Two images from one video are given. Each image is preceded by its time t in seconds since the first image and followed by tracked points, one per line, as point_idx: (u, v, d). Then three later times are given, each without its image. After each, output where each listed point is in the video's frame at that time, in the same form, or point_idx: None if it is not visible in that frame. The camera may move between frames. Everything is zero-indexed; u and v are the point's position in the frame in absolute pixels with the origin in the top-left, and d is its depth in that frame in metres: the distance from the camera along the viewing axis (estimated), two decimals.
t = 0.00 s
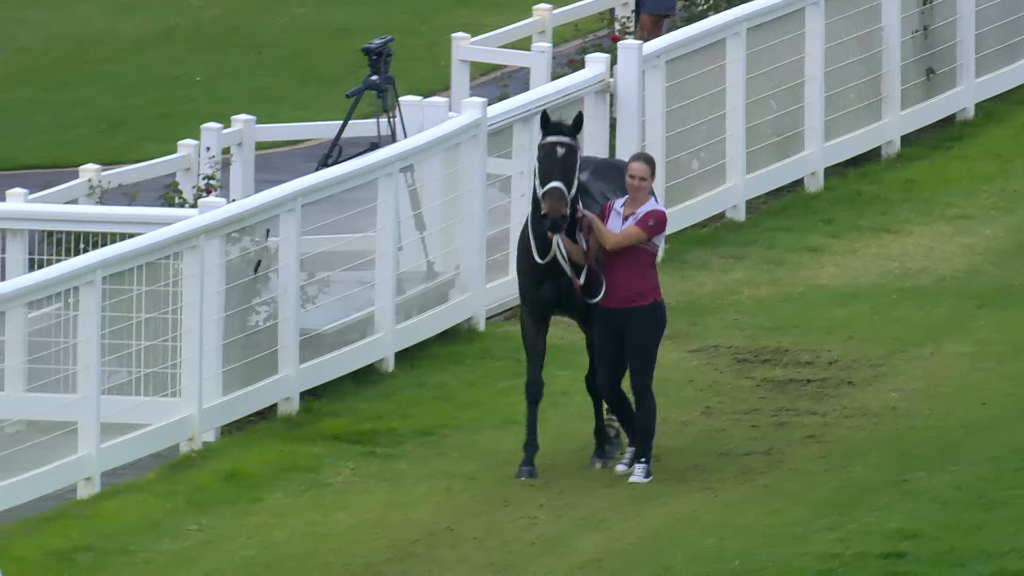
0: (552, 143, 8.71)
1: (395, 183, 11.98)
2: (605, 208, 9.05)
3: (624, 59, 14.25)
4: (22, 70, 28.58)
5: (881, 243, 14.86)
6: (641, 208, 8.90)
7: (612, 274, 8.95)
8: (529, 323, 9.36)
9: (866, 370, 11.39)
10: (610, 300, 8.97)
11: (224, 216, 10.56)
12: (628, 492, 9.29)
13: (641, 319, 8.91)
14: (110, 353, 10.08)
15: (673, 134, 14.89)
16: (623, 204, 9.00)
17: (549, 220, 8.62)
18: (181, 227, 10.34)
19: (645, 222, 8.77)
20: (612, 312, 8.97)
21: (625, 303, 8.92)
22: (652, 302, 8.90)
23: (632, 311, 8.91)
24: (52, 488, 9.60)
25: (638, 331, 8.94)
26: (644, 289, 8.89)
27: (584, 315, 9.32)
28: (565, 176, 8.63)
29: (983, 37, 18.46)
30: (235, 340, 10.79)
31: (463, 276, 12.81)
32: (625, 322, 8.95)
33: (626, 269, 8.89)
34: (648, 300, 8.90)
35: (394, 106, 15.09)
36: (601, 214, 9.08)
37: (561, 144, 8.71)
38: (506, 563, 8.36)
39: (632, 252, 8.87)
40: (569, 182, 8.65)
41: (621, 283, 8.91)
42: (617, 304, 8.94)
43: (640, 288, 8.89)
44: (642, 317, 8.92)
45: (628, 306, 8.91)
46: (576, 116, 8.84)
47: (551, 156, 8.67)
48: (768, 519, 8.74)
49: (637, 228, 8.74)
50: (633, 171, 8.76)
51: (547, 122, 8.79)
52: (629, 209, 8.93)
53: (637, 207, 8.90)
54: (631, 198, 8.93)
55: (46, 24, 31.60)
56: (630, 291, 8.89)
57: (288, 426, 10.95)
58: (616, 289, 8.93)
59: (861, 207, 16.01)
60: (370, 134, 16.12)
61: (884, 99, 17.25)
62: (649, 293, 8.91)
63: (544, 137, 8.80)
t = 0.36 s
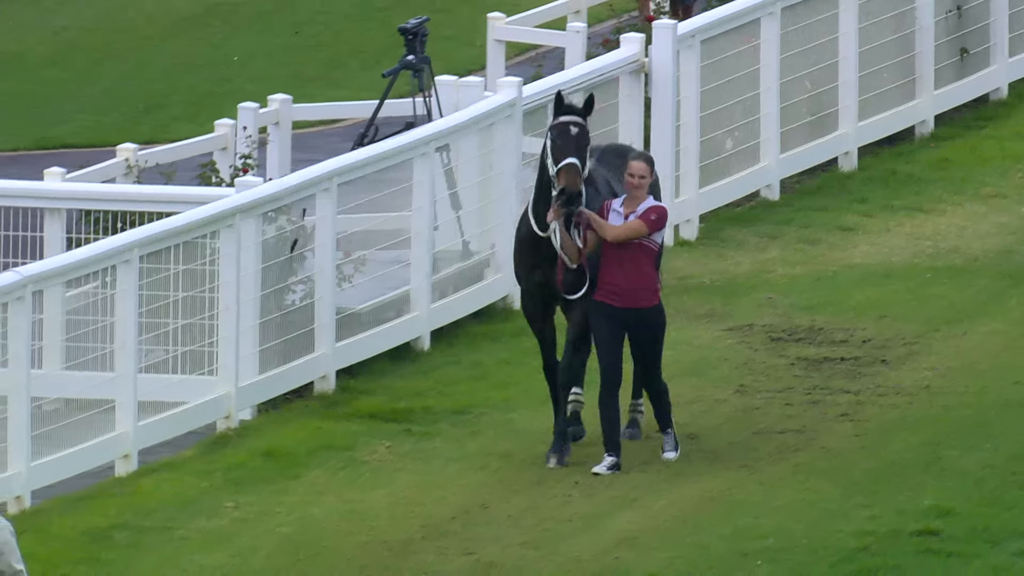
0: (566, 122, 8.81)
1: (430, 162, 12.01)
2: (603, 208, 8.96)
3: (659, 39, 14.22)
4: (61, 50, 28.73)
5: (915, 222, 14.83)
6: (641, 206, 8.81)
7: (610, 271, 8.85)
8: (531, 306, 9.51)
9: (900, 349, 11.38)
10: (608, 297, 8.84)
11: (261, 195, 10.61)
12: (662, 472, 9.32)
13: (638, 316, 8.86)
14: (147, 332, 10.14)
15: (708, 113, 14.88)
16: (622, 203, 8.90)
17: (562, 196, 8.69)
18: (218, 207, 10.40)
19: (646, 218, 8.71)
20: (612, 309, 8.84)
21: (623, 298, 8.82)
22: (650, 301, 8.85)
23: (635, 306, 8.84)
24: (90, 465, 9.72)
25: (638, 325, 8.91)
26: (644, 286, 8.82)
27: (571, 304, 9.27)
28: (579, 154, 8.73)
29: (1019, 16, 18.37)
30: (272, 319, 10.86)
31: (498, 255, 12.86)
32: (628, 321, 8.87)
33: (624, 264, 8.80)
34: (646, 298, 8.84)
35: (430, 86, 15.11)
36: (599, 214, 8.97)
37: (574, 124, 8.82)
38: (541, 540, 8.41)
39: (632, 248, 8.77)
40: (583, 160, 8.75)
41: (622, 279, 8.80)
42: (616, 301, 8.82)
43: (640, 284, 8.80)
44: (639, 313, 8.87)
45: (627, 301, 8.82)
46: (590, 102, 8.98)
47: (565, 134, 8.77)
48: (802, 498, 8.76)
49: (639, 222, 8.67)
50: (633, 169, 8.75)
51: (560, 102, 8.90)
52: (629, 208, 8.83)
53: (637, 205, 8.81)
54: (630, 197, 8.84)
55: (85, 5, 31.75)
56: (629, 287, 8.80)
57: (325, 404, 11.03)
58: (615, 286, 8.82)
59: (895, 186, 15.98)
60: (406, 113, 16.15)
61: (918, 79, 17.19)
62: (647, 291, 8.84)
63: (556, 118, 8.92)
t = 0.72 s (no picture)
0: (569, 123, 8.97)
1: (460, 146, 12.04)
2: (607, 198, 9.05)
3: (688, 23, 14.19)
4: (92, 32, 28.82)
5: (943, 205, 14.80)
6: (640, 198, 8.87)
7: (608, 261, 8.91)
8: (519, 303, 9.49)
9: (928, 331, 11.37)
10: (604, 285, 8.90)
11: (291, 178, 10.66)
12: (691, 454, 9.35)
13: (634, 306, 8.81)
14: (178, 314, 10.20)
15: (737, 97, 14.85)
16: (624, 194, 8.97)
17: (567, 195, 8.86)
18: (249, 190, 10.44)
19: (646, 210, 8.73)
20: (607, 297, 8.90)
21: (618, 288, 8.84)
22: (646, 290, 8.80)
23: (629, 295, 8.82)
24: (120, 447, 9.78)
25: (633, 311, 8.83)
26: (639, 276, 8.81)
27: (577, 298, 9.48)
28: (582, 156, 8.92)
29: None
30: (302, 301, 10.92)
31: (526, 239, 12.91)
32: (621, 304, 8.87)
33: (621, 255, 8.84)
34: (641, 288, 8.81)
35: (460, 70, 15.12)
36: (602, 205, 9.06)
37: (575, 124, 8.98)
38: (570, 521, 8.45)
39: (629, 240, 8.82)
40: (586, 161, 8.94)
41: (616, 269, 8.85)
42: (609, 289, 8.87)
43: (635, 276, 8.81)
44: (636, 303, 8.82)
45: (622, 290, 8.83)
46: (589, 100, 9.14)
47: (567, 135, 8.94)
48: (830, 479, 8.77)
49: (638, 215, 8.68)
50: (632, 161, 8.79)
51: (561, 102, 9.06)
52: (629, 199, 8.91)
53: (636, 196, 8.87)
54: (631, 188, 8.91)
55: None
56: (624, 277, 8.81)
57: (355, 386, 11.09)
58: (609, 276, 8.86)
59: (924, 168, 15.95)
60: (435, 96, 16.18)
61: (946, 62, 17.18)
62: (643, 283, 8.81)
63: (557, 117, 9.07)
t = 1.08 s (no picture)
0: (551, 143, 8.88)
1: (487, 141, 12.08)
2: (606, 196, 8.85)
3: (714, 19, 14.21)
4: (121, 27, 28.94)
5: (969, 199, 14.79)
6: (645, 197, 8.73)
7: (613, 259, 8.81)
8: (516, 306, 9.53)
9: (954, 325, 11.38)
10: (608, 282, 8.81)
11: (319, 173, 10.71)
12: (718, 448, 9.38)
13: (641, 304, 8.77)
14: (208, 308, 10.25)
15: (764, 92, 14.82)
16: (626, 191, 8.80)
17: (550, 221, 8.87)
18: (277, 185, 10.50)
19: (663, 218, 8.63)
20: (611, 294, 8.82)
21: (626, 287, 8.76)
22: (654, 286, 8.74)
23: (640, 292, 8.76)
24: (149, 440, 9.85)
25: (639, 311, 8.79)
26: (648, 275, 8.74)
27: (571, 298, 9.51)
28: (565, 178, 8.85)
29: None
30: (331, 295, 10.98)
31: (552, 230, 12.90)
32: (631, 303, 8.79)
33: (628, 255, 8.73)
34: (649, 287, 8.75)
35: (488, 65, 15.15)
36: (604, 203, 8.88)
37: (559, 145, 8.88)
38: (597, 515, 8.49)
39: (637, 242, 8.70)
40: (569, 184, 8.87)
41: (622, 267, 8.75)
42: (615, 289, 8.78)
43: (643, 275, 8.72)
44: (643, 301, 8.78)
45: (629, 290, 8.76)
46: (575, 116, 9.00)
47: (550, 156, 8.86)
48: (856, 473, 8.80)
49: (660, 229, 8.59)
50: (632, 167, 8.58)
51: (544, 121, 8.95)
52: (632, 198, 8.75)
53: (640, 195, 8.72)
54: (634, 186, 8.74)
55: None
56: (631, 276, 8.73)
57: (383, 380, 11.15)
58: (616, 275, 8.75)
59: (950, 163, 15.94)
60: (462, 91, 16.23)
61: (971, 57, 17.19)
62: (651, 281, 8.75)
63: (541, 136, 8.97)
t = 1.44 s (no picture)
0: (534, 137, 8.86)
1: (508, 131, 12.12)
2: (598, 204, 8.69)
3: (734, 10, 14.19)
4: (144, 19, 29.05)
5: (987, 190, 14.80)
6: (638, 203, 8.57)
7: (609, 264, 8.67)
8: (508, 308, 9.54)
9: (972, 315, 11.40)
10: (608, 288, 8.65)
11: (341, 163, 10.77)
12: (738, 437, 9.42)
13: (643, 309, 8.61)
14: (231, 298, 10.32)
15: (783, 82, 14.82)
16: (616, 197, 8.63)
17: (530, 213, 8.82)
18: (300, 174, 10.56)
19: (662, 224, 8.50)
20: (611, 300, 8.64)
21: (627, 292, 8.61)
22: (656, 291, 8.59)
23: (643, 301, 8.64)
24: (174, 429, 9.93)
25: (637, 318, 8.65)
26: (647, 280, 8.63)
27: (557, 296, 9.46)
28: (547, 171, 8.83)
29: None
30: (353, 285, 11.04)
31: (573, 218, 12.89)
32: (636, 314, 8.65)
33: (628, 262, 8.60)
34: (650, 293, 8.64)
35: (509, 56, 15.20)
36: (593, 208, 8.73)
37: (544, 137, 8.86)
38: (617, 503, 8.54)
39: (633, 249, 8.57)
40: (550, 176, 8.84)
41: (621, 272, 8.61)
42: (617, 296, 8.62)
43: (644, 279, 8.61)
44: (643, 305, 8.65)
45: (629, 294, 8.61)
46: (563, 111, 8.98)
47: (533, 148, 8.83)
48: (874, 462, 8.84)
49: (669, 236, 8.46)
50: (620, 172, 8.43)
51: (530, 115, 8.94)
52: (623, 205, 8.58)
53: (632, 201, 8.56)
54: (624, 192, 8.56)
55: None
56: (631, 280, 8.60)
57: (404, 369, 11.23)
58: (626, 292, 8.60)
59: (969, 154, 15.95)
60: (483, 82, 16.29)
61: (990, 48, 17.21)
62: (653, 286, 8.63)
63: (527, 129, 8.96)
